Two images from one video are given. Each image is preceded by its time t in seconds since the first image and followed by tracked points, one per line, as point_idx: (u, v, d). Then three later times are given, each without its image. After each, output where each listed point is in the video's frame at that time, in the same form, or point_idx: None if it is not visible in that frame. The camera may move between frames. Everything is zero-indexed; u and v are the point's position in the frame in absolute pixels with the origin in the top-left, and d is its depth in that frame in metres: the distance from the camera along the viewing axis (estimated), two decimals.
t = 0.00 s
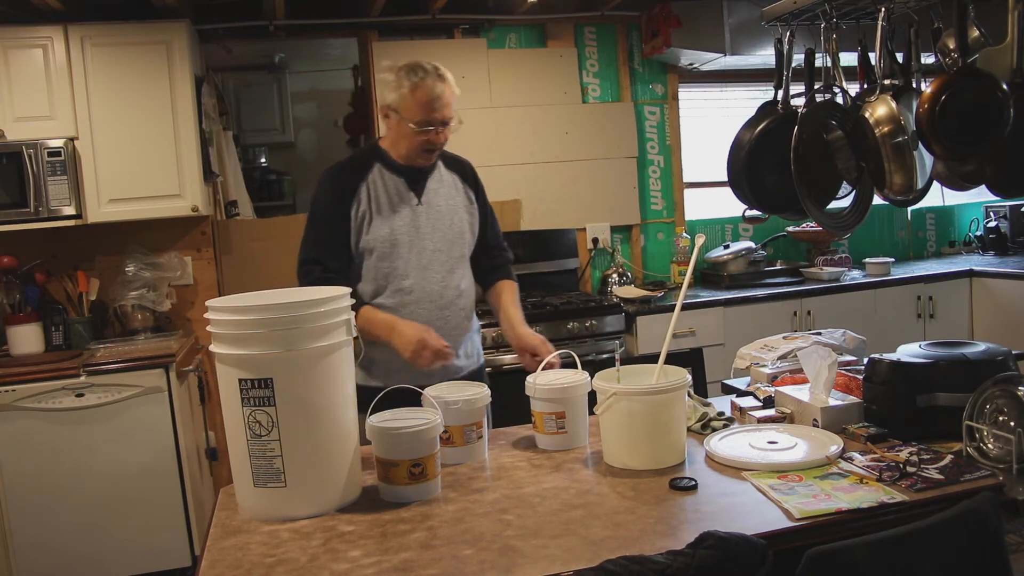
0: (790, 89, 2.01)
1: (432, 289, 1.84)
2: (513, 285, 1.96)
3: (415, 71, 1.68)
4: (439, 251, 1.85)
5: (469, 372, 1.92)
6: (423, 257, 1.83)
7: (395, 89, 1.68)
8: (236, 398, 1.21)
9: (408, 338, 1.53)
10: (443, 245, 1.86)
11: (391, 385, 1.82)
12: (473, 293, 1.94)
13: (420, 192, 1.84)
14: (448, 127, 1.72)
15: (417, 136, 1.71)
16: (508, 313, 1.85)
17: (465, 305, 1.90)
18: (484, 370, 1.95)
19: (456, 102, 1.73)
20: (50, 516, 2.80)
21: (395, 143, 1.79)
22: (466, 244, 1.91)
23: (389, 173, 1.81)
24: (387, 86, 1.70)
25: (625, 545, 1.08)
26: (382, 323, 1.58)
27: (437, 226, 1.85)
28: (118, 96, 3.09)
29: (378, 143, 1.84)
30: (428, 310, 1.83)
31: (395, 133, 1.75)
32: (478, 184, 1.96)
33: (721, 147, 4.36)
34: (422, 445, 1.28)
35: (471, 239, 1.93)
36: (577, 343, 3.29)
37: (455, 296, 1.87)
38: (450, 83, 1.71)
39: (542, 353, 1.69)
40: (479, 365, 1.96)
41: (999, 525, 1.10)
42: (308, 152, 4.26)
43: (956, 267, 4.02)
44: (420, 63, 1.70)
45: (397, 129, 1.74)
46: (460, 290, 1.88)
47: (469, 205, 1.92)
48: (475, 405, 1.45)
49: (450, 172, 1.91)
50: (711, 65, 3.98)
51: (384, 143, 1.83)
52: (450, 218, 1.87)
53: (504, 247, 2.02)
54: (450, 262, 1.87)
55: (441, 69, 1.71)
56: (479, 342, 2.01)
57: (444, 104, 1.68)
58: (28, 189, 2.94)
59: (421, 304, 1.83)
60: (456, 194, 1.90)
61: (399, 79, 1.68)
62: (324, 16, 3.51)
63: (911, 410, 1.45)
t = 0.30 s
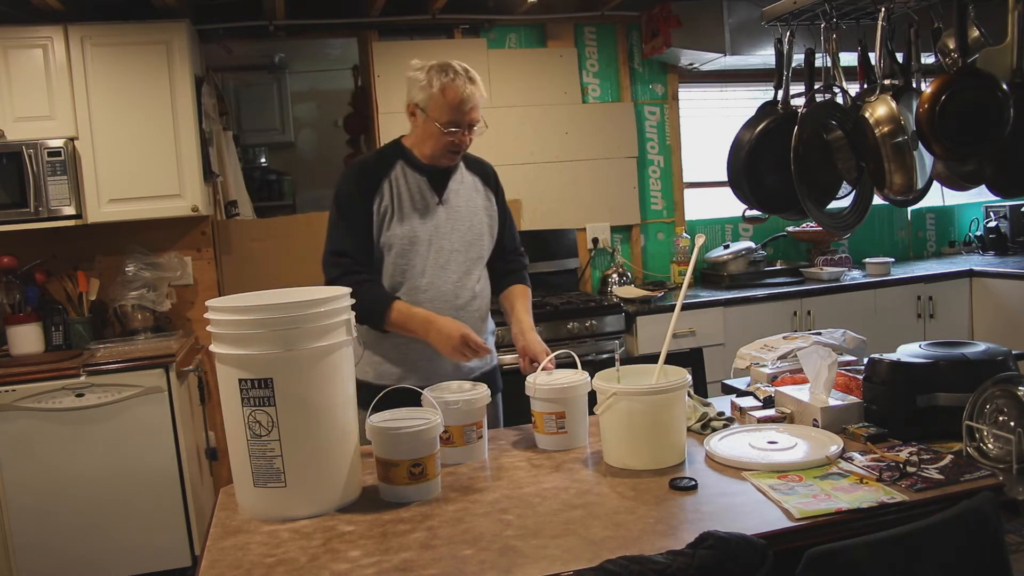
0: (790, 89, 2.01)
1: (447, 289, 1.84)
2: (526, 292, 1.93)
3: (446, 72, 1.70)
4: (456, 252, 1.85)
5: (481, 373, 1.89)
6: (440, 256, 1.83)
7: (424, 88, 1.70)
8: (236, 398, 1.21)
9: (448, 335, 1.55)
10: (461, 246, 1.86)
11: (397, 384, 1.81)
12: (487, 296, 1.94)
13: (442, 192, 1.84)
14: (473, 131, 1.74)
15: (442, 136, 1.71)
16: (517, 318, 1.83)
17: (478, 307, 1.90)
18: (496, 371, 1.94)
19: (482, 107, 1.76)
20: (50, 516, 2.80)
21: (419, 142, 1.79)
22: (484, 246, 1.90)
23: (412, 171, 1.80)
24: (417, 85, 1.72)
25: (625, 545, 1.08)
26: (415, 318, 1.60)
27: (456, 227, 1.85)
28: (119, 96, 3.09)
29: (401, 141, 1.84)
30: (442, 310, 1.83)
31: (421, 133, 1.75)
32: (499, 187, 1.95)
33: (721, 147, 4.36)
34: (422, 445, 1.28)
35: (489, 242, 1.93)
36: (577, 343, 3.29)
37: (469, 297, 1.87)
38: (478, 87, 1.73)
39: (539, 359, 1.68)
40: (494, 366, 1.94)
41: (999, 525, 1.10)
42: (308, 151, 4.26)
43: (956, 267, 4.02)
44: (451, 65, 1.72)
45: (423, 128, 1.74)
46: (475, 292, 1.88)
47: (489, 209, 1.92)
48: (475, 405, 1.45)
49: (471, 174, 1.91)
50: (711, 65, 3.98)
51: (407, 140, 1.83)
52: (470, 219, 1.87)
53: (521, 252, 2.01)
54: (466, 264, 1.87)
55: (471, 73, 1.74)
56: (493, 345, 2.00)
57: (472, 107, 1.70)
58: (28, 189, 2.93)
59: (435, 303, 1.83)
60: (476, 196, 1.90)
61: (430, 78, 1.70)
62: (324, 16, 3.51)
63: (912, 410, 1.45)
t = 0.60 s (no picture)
0: (790, 89, 2.01)
1: (453, 291, 1.84)
2: (524, 297, 1.93)
3: (455, 73, 1.70)
4: (463, 253, 1.86)
5: (483, 374, 1.89)
6: (447, 258, 1.84)
7: (432, 89, 1.70)
8: (236, 398, 1.21)
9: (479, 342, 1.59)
10: (467, 248, 1.86)
11: (397, 384, 1.82)
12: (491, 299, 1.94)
13: (450, 193, 1.84)
14: (480, 134, 1.73)
15: (448, 137, 1.71)
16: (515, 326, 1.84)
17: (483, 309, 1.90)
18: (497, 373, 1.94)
19: (491, 108, 1.75)
20: (50, 516, 2.80)
21: (426, 142, 1.79)
22: (489, 248, 1.91)
23: (420, 171, 1.80)
24: (426, 84, 1.71)
25: (625, 545, 1.08)
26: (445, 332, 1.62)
27: (463, 228, 1.85)
28: (118, 96, 3.09)
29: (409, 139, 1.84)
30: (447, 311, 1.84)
31: (428, 134, 1.75)
32: (505, 190, 1.95)
33: (721, 146, 4.36)
34: (422, 445, 1.28)
35: (495, 245, 1.93)
36: (577, 343, 3.29)
37: (475, 299, 1.87)
38: (487, 89, 1.72)
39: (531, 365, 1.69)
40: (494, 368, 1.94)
41: (999, 524, 1.10)
42: (308, 151, 4.26)
43: (956, 267, 4.02)
44: (461, 66, 1.71)
45: (430, 128, 1.74)
46: (479, 293, 1.88)
47: (496, 211, 1.92)
48: (475, 405, 1.45)
49: (477, 176, 1.90)
50: (711, 65, 3.98)
51: (415, 139, 1.82)
52: (476, 221, 1.87)
53: (521, 256, 2.00)
54: (472, 265, 1.87)
55: (480, 74, 1.73)
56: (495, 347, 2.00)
57: (480, 110, 1.70)
58: (28, 189, 2.93)
59: (441, 304, 1.83)
60: (483, 198, 1.90)
61: (439, 79, 1.69)
62: (324, 16, 3.51)
63: (912, 410, 1.46)
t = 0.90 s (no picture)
0: (790, 89, 2.01)
1: (452, 291, 1.85)
2: (519, 298, 1.93)
3: (456, 70, 1.69)
4: (462, 254, 1.86)
5: (481, 374, 1.88)
6: (447, 258, 1.84)
7: (432, 86, 1.69)
8: (235, 398, 1.21)
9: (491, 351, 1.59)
10: (466, 249, 1.86)
11: (397, 384, 1.82)
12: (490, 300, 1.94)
13: (450, 193, 1.84)
14: (480, 132, 1.73)
15: (448, 136, 1.71)
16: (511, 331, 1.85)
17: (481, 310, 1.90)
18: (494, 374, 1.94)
19: (491, 106, 1.74)
20: (50, 516, 2.80)
21: (425, 140, 1.78)
22: (488, 249, 1.91)
23: (422, 170, 1.79)
24: (426, 82, 1.70)
25: (625, 545, 1.08)
26: (457, 336, 1.64)
27: (463, 229, 1.86)
28: (118, 96, 3.09)
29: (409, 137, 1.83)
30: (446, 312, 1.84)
31: (428, 132, 1.74)
32: (504, 191, 1.95)
33: (721, 146, 4.36)
34: (422, 445, 1.28)
35: (493, 247, 1.93)
36: (577, 343, 3.29)
37: (474, 300, 1.88)
38: (487, 87, 1.71)
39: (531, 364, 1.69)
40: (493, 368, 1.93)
41: (999, 524, 1.10)
42: (307, 151, 4.26)
43: (956, 267, 4.02)
44: (462, 63, 1.71)
45: (430, 126, 1.74)
46: (478, 294, 1.88)
47: (495, 213, 1.92)
48: (475, 405, 1.45)
49: (478, 176, 1.90)
50: (711, 65, 3.98)
51: (415, 137, 1.82)
52: (476, 223, 1.88)
53: (517, 258, 1.98)
54: (471, 266, 1.88)
55: (481, 72, 1.72)
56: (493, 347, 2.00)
57: (481, 108, 1.69)
58: (28, 189, 2.93)
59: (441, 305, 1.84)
60: (482, 199, 1.90)
61: (439, 76, 1.68)
62: (324, 16, 3.51)
63: (912, 411, 1.46)
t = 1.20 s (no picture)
0: (790, 89, 2.01)
1: (451, 291, 1.85)
2: (518, 298, 1.95)
3: (452, 70, 1.69)
4: (460, 254, 1.86)
5: (479, 373, 1.89)
6: (445, 258, 1.84)
7: (429, 86, 1.68)
8: (236, 398, 1.21)
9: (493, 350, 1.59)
10: (464, 249, 1.86)
11: (396, 383, 1.82)
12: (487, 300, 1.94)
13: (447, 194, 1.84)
14: (477, 131, 1.73)
15: (445, 135, 1.71)
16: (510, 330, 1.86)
17: (479, 310, 1.90)
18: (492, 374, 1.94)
19: (488, 106, 1.74)
20: (50, 516, 2.80)
21: (422, 140, 1.78)
22: (485, 249, 1.91)
23: (419, 170, 1.79)
24: (423, 82, 1.70)
25: (625, 545, 1.08)
26: (460, 335, 1.64)
27: (460, 229, 1.86)
28: (118, 96, 3.09)
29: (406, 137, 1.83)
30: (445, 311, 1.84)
31: (424, 132, 1.74)
32: (501, 191, 1.95)
33: (721, 146, 4.36)
34: (422, 445, 1.29)
35: (490, 247, 1.93)
36: (577, 343, 3.28)
37: (472, 299, 1.88)
38: (484, 87, 1.71)
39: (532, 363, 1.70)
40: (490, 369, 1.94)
41: (999, 524, 1.09)
42: (307, 151, 4.26)
43: (957, 267, 4.02)
44: (458, 64, 1.71)
45: (426, 126, 1.73)
46: (476, 294, 1.88)
47: (491, 214, 1.92)
48: (475, 405, 1.45)
49: (474, 176, 1.90)
50: (711, 65, 3.98)
51: (412, 137, 1.82)
52: (473, 223, 1.87)
53: (513, 257, 1.99)
54: (468, 267, 1.88)
55: (477, 72, 1.72)
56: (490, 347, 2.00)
57: (477, 108, 1.69)
58: (28, 189, 2.93)
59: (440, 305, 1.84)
60: (479, 199, 1.90)
61: (436, 77, 1.68)
62: (324, 16, 3.51)
63: (912, 411, 1.46)
